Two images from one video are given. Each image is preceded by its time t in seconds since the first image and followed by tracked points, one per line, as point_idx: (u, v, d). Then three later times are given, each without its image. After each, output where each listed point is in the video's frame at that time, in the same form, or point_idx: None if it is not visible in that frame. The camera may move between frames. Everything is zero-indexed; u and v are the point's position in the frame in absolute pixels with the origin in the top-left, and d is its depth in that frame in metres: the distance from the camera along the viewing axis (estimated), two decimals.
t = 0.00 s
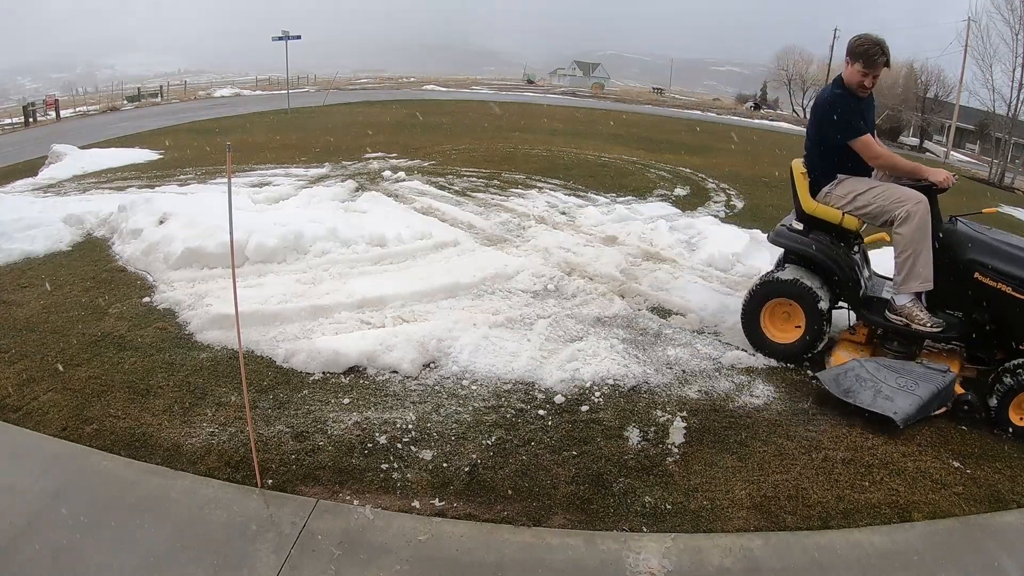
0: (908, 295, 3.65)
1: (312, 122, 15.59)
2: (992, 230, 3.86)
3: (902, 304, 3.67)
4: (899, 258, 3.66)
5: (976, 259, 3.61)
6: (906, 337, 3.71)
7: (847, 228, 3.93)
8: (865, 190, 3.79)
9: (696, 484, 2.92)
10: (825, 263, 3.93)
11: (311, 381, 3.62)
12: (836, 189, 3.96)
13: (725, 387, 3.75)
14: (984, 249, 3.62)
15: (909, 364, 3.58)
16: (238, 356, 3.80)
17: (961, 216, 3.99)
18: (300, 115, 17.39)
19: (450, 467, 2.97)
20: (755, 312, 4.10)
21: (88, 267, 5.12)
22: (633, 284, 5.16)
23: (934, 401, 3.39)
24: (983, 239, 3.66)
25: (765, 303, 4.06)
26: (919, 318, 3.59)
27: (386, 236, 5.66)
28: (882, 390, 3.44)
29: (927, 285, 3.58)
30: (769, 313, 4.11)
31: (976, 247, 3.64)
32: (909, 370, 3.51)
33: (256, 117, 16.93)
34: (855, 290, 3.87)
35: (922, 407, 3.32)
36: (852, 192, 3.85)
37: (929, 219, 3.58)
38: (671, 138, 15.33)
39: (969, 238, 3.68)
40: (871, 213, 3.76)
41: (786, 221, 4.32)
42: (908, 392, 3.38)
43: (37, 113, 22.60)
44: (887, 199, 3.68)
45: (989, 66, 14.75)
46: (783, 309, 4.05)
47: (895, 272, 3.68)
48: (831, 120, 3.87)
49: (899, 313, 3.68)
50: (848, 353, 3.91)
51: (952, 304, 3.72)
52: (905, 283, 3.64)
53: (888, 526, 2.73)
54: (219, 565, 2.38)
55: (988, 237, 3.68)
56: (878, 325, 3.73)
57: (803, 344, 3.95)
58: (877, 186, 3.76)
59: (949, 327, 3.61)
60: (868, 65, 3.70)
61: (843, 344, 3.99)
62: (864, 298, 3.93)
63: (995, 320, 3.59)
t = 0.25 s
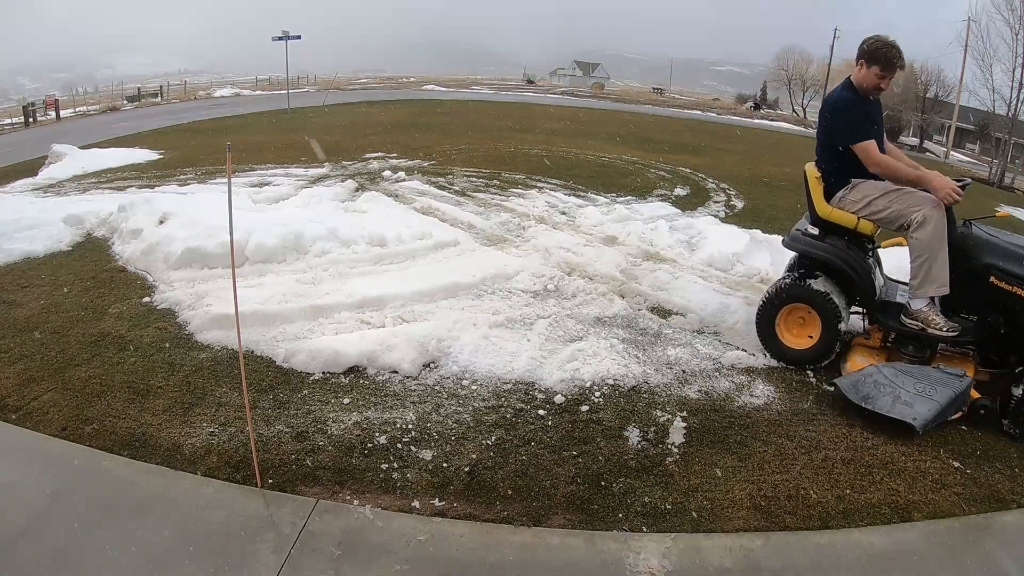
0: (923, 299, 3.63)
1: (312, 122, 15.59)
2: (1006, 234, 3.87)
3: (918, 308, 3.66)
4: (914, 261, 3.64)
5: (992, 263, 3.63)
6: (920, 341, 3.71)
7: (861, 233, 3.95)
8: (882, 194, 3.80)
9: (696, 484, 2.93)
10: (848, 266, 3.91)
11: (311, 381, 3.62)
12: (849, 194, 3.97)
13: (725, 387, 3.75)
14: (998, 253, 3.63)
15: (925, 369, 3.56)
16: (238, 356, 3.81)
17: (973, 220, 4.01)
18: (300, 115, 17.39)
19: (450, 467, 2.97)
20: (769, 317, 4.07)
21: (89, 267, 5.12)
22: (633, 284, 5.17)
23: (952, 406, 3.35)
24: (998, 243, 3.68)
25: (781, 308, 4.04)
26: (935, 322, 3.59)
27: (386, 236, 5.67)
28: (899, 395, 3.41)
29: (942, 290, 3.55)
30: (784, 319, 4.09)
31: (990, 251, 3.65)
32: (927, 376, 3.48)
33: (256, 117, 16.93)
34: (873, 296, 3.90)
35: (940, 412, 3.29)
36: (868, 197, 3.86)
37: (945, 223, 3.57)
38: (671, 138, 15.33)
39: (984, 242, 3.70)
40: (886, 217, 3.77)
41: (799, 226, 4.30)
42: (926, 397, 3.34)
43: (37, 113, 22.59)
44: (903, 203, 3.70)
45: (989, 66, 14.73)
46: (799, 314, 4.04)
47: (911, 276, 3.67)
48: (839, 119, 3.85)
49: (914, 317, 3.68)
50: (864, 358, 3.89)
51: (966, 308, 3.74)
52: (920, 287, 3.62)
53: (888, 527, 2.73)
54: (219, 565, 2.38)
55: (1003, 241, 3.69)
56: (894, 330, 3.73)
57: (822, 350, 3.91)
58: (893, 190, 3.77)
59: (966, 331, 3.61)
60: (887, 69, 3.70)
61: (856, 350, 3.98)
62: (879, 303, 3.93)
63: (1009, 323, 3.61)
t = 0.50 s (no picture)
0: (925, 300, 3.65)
1: (312, 122, 15.60)
2: (1008, 234, 3.88)
3: (921, 309, 3.67)
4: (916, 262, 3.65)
5: (993, 264, 3.63)
6: (922, 341, 3.71)
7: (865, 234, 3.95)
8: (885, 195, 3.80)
9: (696, 484, 2.92)
10: (852, 265, 3.91)
11: (311, 381, 3.62)
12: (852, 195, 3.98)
13: (725, 387, 3.75)
14: (1000, 253, 3.64)
15: (928, 370, 3.55)
16: (238, 356, 3.81)
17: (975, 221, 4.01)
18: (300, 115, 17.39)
19: (450, 467, 2.97)
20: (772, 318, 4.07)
21: (89, 267, 5.12)
22: (633, 284, 5.17)
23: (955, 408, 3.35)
24: (999, 244, 3.68)
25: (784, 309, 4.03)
26: (937, 323, 3.60)
27: (386, 236, 5.67)
28: (903, 395, 3.40)
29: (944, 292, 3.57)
30: (786, 321, 4.09)
31: (992, 251, 3.66)
32: (930, 377, 3.48)
33: (256, 117, 16.93)
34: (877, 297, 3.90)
35: (942, 413, 3.28)
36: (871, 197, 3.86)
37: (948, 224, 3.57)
38: (671, 138, 15.33)
39: (985, 243, 3.71)
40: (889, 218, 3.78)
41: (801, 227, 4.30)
42: (930, 397, 3.34)
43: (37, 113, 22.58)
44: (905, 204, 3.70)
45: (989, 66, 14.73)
46: (801, 315, 4.03)
47: (914, 276, 3.68)
48: (840, 120, 3.85)
49: (918, 318, 3.69)
50: (866, 358, 3.89)
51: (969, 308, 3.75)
52: (923, 288, 3.63)
53: (888, 527, 2.73)
54: (219, 565, 2.38)
55: (1004, 242, 3.70)
56: (896, 330, 3.73)
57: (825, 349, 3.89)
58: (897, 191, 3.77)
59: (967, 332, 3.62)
60: (899, 74, 3.65)
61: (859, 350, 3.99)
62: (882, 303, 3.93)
63: (1011, 324, 3.60)
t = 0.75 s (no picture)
0: (922, 300, 3.65)
1: (313, 122, 15.59)
2: (1006, 234, 3.87)
3: (917, 308, 3.68)
4: (912, 261, 3.64)
5: (990, 265, 3.63)
6: (919, 341, 3.72)
7: (858, 233, 3.93)
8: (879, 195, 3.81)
9: (696, 484, 2.93)
10: (847, 259, 3.91)
11: (311, 381, 3.62)
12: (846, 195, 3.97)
13: (725, 387, 3.75)
14: (997, 253, 3.64)
15: (925, 369, 3.55)
16: (238, 356, 3.81)
17: (972, 220, 4.01)
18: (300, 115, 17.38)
19: (450, 467, 2.97)
20: (769, 317, 4.07)
21: (89, 267, 5.12)
22: (633, 284, 5.17)
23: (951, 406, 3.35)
24: (997, 244, 3.68)
25: (780, 307, 4.04)
26: (933, 322, 3.60)
27: (386, 236, 5.67)
28: (899, 396, 3.40)
29: (940, 291, 3.56)
30: (782, 321, 4.11)
31: (990, 251, 3.66)
32: (925, 375, 3.47)
33: (256, 117, 16.92)
34: (873, 292, 3.89)
35: (938, 413, 3.27)
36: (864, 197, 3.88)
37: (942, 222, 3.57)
38: (671, 138, 15.33)
39: (983, 243, 3.70)
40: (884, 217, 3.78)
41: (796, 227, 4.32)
42: (925, 396, 3.34)
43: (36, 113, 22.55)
44: (899, 203, 3.71)
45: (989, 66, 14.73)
46: (797, 313, 4.05)
47: (910, 275, 3.67)
48: (834, 118, 3.85)
49: (913, 317, 3.69)
50: (863, 358, 3.89)
51: (967, 308, 3.74)
52: (919, 288, 3.62)
53: (888, 527, 2.73)
54: (219, 565, 2.38)
55: (1002, 242, 3.70)
56: (893, 330, 3.73)
57: (822, 344, 3.88)
58: (892, 190, 3.77)
59: (965, 331, 3.61)
60: (894, 76, 3.67)
61: (855, 350, 3.98)
62: (878, 303, 3.93)
63: (1008, 323, 3.60)
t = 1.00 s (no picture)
0: (920, 300, 3.64)
1: (313, 121, 15.59)
2: (1004, 234, 3.87)
3: (916, 308, 3.67)
4: (910, 261, 3.63)
5: (989, 265, 3.62)
6: (918, 341, 3.72)
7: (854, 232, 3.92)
8: (877, 194, 3.80)
9: (696, 484, 2.93)
10: (845, 256, 3.91)
11: (311, 381, 3.62)
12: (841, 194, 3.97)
13: (725, 387, 3.75)
14: (996, 253, 3.63)
15: (924, 369, 3.56)
16: (238, 356, 3.81)
17: (971, 220, 4.01)
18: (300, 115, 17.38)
19: (450, 467, 2.97)
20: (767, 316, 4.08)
21: (89, 267, 5.12)
22: (633, 284, 5.17)
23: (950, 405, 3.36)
24: (995, 244, 3.67)
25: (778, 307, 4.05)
26: (932, 322, 3.60)
27: (386, 236, 5.67)
28: (898, 396, 3.41)
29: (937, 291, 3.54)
30: (780, 321, 4.12)
31: (989, 251, 3.65)
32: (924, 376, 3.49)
33: (256, 117, 16.92)
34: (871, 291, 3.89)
35: (937, 413, 3.28)
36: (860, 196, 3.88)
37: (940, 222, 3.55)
38: (671, 138, 15.32)
39: (981, 243, 3.70)
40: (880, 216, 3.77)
41: (793, 226, 4.32)
42: (923, 396, 3.36)
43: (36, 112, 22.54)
44: (897, 203, 3.70)
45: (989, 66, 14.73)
46: (796, 313, 4.05)
47: (908, 276, 3.66)
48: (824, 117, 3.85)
49: (912, 317, 3.68)
50: (862, 358, 3.89)
51: (966, 308, 3.74)
52: (917, 288, 3.61)
53: (888, 526, 2.73)
54: (219, 565, 2.38)
55: (1000, 242, 3.69)
56: (892, 330, 3.73)
57: (821, 343, 3.89)
58: (890, 190, 3.76)
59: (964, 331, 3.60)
60: (884, 74, 3.68)
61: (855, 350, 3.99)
62: (877, 303, 3.93)
63: (1007, 323, 3.60)
